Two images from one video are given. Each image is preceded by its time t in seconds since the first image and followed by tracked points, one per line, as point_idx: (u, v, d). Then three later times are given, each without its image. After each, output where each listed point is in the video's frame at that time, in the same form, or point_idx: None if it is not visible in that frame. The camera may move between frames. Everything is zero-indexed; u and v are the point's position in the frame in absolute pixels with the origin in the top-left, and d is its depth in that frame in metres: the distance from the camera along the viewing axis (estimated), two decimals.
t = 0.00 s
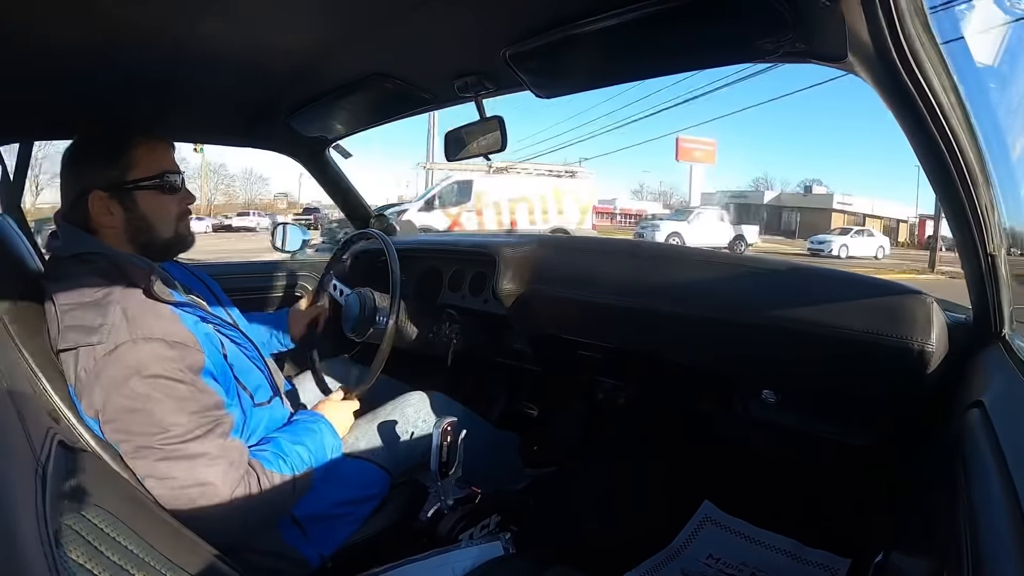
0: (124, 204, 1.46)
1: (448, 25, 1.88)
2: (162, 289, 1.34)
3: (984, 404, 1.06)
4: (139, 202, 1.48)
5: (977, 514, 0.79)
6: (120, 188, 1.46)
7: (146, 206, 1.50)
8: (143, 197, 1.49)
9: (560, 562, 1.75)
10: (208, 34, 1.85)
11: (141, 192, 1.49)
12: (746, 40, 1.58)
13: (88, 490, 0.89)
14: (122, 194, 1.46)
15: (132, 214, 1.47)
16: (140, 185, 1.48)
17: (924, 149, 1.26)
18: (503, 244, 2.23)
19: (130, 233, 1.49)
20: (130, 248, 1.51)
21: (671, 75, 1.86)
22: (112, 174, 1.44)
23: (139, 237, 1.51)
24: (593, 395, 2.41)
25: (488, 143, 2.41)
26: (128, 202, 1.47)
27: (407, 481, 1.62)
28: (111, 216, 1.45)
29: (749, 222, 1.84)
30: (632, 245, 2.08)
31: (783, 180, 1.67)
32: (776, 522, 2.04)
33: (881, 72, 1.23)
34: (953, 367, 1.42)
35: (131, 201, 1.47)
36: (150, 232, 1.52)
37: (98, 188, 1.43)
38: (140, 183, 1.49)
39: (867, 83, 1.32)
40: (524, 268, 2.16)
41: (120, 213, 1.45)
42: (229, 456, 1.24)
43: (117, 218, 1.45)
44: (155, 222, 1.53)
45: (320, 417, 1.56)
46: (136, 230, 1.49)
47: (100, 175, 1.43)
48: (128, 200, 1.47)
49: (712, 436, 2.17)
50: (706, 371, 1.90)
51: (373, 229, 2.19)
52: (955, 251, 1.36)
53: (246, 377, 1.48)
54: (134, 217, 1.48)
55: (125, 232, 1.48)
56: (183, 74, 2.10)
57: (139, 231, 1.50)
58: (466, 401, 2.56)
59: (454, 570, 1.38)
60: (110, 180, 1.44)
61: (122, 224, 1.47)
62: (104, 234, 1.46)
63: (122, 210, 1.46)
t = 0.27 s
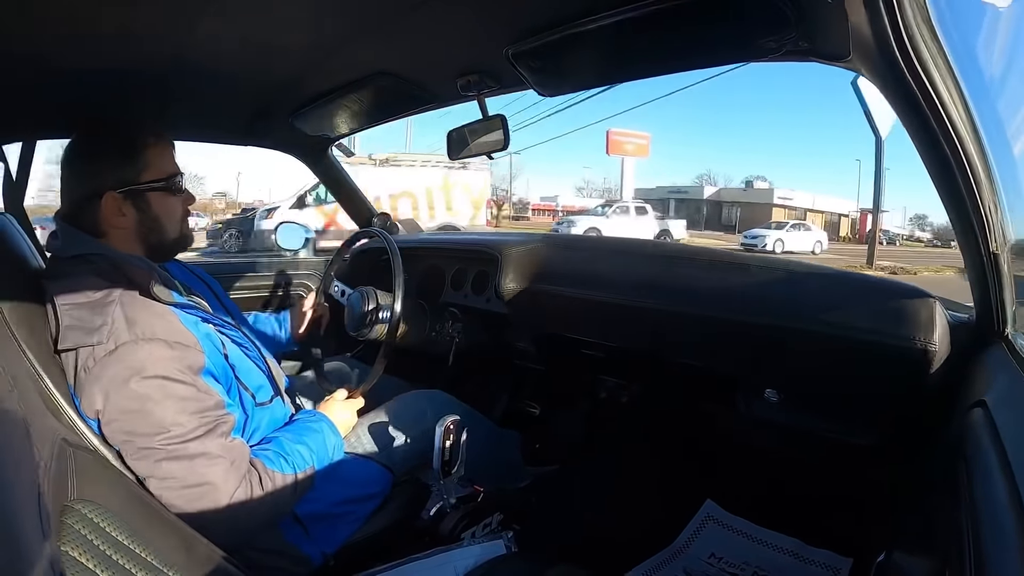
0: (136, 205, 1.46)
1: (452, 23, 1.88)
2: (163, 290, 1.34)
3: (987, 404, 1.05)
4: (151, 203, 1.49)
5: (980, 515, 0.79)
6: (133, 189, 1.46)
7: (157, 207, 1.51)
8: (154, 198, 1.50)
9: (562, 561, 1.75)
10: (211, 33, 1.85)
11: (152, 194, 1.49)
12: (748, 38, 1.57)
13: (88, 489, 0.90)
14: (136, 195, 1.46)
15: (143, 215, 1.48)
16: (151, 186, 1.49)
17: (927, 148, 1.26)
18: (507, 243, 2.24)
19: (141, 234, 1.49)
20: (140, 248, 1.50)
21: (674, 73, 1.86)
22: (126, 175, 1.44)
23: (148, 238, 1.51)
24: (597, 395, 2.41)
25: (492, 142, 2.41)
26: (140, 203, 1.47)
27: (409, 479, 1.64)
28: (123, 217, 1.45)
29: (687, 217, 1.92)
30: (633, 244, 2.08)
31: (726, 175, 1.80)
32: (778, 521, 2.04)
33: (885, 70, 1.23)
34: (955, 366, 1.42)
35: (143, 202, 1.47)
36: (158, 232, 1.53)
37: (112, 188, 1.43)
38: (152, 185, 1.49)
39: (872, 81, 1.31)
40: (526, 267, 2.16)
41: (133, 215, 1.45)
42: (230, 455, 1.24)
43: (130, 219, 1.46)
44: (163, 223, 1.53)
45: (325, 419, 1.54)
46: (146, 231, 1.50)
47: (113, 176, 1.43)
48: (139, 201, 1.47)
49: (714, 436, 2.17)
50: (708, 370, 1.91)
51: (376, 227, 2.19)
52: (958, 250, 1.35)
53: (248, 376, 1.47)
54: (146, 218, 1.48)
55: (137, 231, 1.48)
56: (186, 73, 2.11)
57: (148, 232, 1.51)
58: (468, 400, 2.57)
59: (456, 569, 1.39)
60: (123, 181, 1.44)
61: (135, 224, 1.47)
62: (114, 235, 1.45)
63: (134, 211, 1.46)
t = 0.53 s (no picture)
0: (137, 212, 1.46)
1: (453, 25, 1.88)
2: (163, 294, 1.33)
3: (988, 406, 1.05)
4: (151, 210, 1.49)
5: (982, 516, 0.79)
6: (134, 196, 1.46)
7: (158, 214, 1.51)
8: (155, 206, 1.49)
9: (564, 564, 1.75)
10: (213, 35, 1.85)
11: (153, 201, 1.49)
12: (751, 40, 1.57)
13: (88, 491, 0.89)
14: (136, 202, 1.46)
15: (144, 222, 1.48)
16: (152, 194, 1.49)
17: (928, 149, 1.26)
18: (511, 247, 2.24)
19: (141, 240, 1.49)
20: (139, 254, 1.50)
21: (675, 75, 1.86)
22: (127, 181, 1.44)
23: (149, 244, 1.51)
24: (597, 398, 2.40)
25: (494, 144, 2.41)
26: (141, 209, 1.47)
27: (412, 481, 1.63)
28: (123, 223, 1.45)
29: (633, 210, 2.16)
30: (635, 246, 2.08)
31: (666, 171, 2.09)
32: (780, 524, 2.04)
33: (887, 71, 1.23)
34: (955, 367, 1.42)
35: (144, 209, 1.47)
36: (159, 238, 1.53)
37: (112, 195, 1.43)
38: (153, 192, 1.49)
39: (872, 85, 1.32)
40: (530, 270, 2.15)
41: (133, 221, 1.46)
42: (231, 457, 1.26)
43: (130, 225, 1.46)
44: (164, 229, 1.53)
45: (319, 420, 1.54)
46: (146, 237, 1.50)
47: (114, 182, 1.43)
48: (141, 208, 1.47)
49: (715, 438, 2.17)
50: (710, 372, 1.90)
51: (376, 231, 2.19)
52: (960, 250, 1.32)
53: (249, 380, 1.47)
54: (146, 225, 1.48)
55: (138, 239, 1.48)
56: (187, 76, 2.11)
57: (149, 238, 1.51)
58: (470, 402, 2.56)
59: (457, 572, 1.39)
60: (124, 188, 1.44)
61: (135, 232, 1.47)
62: (114, 241, 1.45)
63: (135, 217, 1.46)
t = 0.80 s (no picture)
0: (148, 215, 1.46)
1: (454, 27, 1.89)
2: (165, 294, 1.34)
3: (989, 407, 1.05)
4: (162, 214, 1.49)
5: (984, 517, 0.78)
6: (146, 198, 1.46)
7: (167, 219, 1.50)
8: (165, 211, 1.49)
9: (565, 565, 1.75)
10: (215, 37, 1.86)
11: (164, 206, 1.49)
12: (752, 41, 1.57)
13: (89, 491, 0.86)
14: (148, 204, 1.46)
15: (153, 225, 1.48)
16: (164, 198, 1.49)
17: (929, 148, 1.26)
18: (512, 248, 2.25)
19: (148, 243, 1.49)
20: (146, 257, 1.49)
21: (675, 76, 1.86)
22: (140, 184, 1.44)
23: (155, 248, 1.51)
24: (599, 399, 2.40)
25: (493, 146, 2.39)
26: (152, 213, 1.47)
27: (413, 481, 1.64)
28: (132, 225, 1.44)
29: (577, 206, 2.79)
30: (635, 246, 2.08)
31: (604, 170, 2.70)
32: (781, 526, 2.04)
33: (887, 71, 1.23)
34: (957, 367, 1.42)
35: (155, 212, 1.47)
36: (166, 243, 1.52)
37: (124, 195, 1.42)
38: (164, 196, 1.49)
39: (874, 85, 1.32)
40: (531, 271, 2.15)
41: (142, 223, 1.45)
42: (235, 456, 1.24)
43: (139, 227, 1.45)
44: (172, 234, 1.53)
45: (332, 411, 1.53)
46: (153, 241, 1.49)
47: (127, 183, 1.43)
48: (151, 211, 1.47)
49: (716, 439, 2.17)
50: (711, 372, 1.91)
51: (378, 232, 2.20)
52: (961, 251, 1.35)
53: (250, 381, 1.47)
54: (155, 229, 1.48)
55: (145, 240, 1.47)
56: (190, 78, 2.11)
57: (156, 242, 1.50)
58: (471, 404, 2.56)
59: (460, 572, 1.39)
60: (137, 190, 1.44)
61: (144, 233, 1.46)
62: (121, 240, 1.44)
63: (145, 220, 1.46)
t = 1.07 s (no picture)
0: (151, 214, 1.46)
1: (456, 26, 1.88)
2: (168, 293, 1.35)
3: (993, 407, 1.04)
4: (165, 214, 1.49)
5: (987, 520, 0.78)
6: (150, 198, 1.46)
7: (170, 218, 1.50)
8: (168, 211, 1.49)
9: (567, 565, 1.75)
10: (217, 37, 1.86)
11: (168, 206, 1.50)
12: (753, 41, 1.57)
13: (90, 491, 0.85)
14: (151, 204, 1.46)
15: (156, 225, 1.47)
16: (167, 199, 1.49)
17: (932, 147, 1.26)
18: (514, 246, 2.25)
19: (152, 243, 1.48)
20: (149, 256, 1.49)
21: (677, 75, 1.86)
22: (143, 183, 1.44)
23: (158, 248, 1.51)
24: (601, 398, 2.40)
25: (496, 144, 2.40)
26: (155, 212, 1.47)
27: (415, 481, 1.64)
28: (135, 224, 1.45)
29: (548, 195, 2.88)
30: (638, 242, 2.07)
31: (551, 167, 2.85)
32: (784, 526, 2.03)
33: (889, 70, 1.23)
34: (962, 366, 1.41)
35: (158, 212, 1.47)
36: (169, 243, 1.52)
37: (127, 194, 1.43)
38: (168, 196, 1.49)
39: (877, 84, 1.32)
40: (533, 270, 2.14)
41: (145, 223, 1.45)
42: (236, 457, 1.24)
43: (142, 226, 1.45)
44: (175, 234, 1.52)
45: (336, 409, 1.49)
46: (156, 241, 1.49)
47: (130, 182, 1.43)
48: (154, 210, 1.47)
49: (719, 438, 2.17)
50: (714, 372, 1.90)
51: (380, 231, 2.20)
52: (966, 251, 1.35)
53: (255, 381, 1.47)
54: (157, 228, 1.48)
55: (147, 241, 1.47)
56: (192, 78, 2.12)
57: (159, 242, 1.50)
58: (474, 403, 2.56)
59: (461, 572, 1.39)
60: (139, 189, 1.44)
61: (147, 233, 1.46)
62: (124, 239, 1.44)
63: (148, 219, 1.46)
